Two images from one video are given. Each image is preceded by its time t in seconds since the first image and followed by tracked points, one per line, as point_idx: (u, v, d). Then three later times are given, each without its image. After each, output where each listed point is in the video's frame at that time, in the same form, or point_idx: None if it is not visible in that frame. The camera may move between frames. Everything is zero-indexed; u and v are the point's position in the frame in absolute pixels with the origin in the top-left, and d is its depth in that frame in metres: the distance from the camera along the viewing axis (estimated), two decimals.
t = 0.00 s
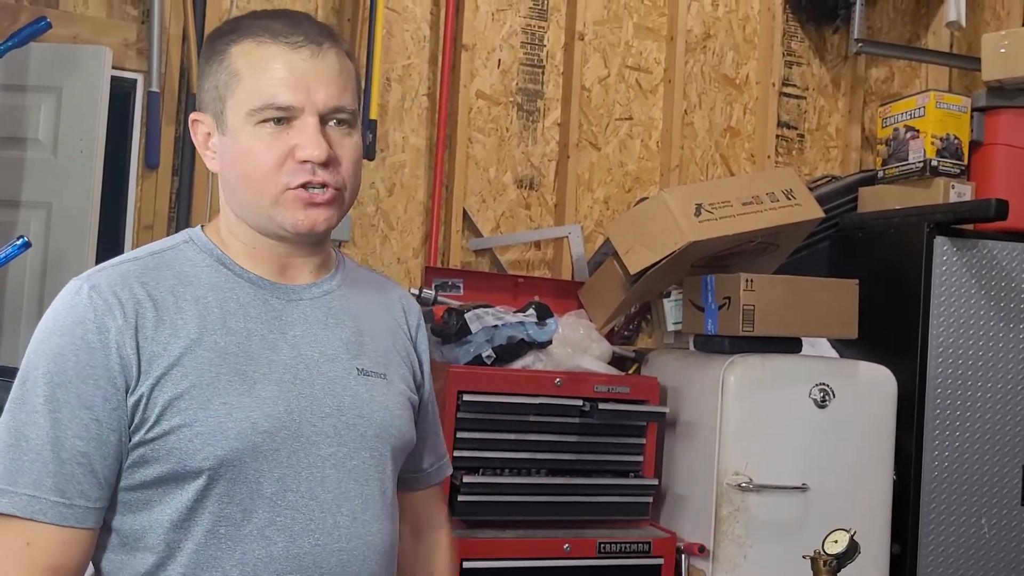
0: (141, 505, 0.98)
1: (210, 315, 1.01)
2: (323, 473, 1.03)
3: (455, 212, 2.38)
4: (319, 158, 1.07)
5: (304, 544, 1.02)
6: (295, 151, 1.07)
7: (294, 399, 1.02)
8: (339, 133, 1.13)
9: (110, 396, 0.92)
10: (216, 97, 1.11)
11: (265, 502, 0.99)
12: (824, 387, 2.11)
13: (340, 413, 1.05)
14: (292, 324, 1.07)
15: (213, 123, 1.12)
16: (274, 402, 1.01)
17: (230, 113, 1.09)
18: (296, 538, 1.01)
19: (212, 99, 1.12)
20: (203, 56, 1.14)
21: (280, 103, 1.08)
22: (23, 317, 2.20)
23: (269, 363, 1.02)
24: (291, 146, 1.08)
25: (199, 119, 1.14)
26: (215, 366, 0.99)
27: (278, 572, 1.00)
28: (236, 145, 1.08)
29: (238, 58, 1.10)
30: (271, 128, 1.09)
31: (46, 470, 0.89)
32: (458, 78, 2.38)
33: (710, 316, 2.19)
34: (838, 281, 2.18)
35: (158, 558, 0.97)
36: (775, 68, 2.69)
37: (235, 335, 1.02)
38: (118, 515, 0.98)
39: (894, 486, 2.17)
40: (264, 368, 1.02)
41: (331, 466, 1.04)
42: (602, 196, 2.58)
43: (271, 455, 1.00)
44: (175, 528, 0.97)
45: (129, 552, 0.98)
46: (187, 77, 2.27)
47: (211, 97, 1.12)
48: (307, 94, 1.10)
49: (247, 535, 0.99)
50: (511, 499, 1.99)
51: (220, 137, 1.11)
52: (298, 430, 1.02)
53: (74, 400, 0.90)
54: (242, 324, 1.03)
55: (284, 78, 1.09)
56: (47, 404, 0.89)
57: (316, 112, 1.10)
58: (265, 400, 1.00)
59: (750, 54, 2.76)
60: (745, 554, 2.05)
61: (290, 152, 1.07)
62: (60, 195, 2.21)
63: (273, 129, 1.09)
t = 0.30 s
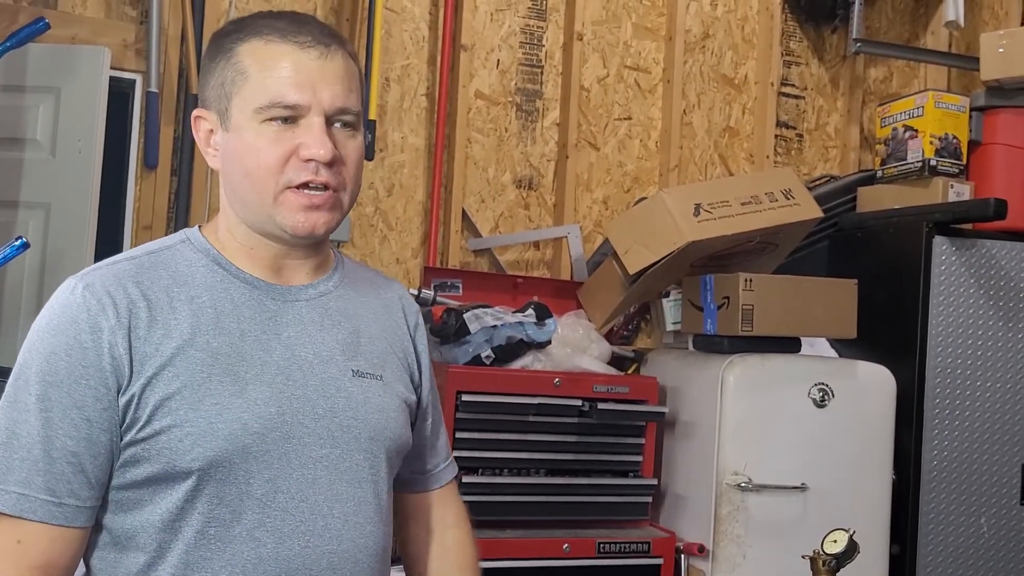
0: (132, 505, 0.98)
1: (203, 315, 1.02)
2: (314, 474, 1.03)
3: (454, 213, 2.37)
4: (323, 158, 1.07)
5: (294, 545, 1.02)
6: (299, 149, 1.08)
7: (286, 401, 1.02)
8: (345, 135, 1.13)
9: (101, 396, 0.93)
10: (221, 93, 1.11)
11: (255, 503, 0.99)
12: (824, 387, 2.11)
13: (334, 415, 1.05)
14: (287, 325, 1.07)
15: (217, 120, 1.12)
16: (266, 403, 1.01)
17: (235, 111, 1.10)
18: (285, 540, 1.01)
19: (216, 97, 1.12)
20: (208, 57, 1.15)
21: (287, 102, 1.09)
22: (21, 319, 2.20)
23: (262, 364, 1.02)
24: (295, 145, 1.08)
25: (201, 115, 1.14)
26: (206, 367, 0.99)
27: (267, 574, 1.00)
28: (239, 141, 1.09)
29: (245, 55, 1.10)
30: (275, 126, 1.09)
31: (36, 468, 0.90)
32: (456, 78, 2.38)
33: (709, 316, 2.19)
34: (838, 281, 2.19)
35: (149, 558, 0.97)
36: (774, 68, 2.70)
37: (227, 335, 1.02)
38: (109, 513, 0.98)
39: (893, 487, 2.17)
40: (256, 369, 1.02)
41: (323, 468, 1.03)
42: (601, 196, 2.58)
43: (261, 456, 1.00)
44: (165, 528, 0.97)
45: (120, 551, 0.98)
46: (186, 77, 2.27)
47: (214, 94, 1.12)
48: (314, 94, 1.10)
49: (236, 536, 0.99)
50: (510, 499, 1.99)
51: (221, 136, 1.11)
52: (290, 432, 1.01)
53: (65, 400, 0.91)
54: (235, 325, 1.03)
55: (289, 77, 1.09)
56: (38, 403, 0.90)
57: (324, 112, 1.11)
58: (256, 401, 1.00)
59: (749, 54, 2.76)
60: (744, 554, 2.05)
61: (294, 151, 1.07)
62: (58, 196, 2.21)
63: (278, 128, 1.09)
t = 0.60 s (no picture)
0: (127, 503, 0.97)
1: (198, 312, 1.01)
2: (311, 471, 1.03)
3: (451, 210, 2.37)
4: (323, 159, 1.07)
5: (291, 542, 1.02)
6: (301, 149, 1.07)
7: (282, 397, 1.02)
8: (344, 136, 1.14)
9: (97, 393, 0.92)
10: (217, 91, 1.10)
11: (252, 500, 1.00)
12: (820, 384, 2.11)
13: (329, 411, 1.05)
14: (280, 321, 1.07)
15: (214, 113, 1.11)
16: (262, 400, 1.01)
17: (235, 106, 1.09)
18: (282, 536, 1.01)
19: (211, 93, 1.11)
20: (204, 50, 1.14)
21: (291, 102, 1.08)
22: (15, 316, 2.19)
23: (257, 360, 1.02)
24: (296, 144, 1.08)
25: (195, 106, 1.13)
26: (202, 364, 0.99)
27: (264, 570, 1.00)
28: (238, 137, 1.08)
29: (249, 52, 1.10)
30: (277, 124, 1.08)
31: (32, 467, 0.89)
32: (453, 75, 2.37)
33: (705, 313, 2.19)
34: (835, 278, 2.19)
35: (146, 556, 0.97)
36: (772, 64, 2.70)
37: (222, 332, 1.02)
38: (104, 512, 0.98)
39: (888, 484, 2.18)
40: (252, 366, 1.02)
41: (319, 464, 1.04)
42: (598, 193, 2.58)
43: (259, 453, 1.00)
44: (162, 527, 0.97)
45: (115, 550, 0.98)
46: (181, 73, 2.25)
47: (212, 88, 1.12)
48: (319, 94, 1.10)
49: (234, 533, 0.99)
50: (507, 496, 1.99)
51: (217, 132, 1.10)
52: (286, 428, 1.02)
53: (60, 397, 0.90)
54: (229, 321, 1.03)
55: (291, 75, 1.09)
56: (33, 401, 0.89)
57: (326, 114, 1.11)
58: (253, 398, 1.00)
59: (746, 52, 2.76)
60: (741, 551, 2.05)
61: (295, 150, 1.07)
62: (53, 193, 2.20)
63: (278, 127, 1.08)
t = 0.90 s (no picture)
0: (131, 507, 0.97)
1: (200, 313, 1.01)
2: (314, 471, 1.04)
3: (447, 210, 2.37)
4: (326, 161, 1.08)
5: (298, 542, 1.03)
6: (303, 151, 1.08)
7: (286, 398, 1.03)
8: (344, 138, 1.15)
9: (102, 396, 0.92)
10: (212, 89, 1.10)
11: (259, 501, 1.01)
12: (817, 384, 2.11)
13: (330, 411, 1.06)
14: (279, 321, 1.07)
15: (212, 110, 1.11)
16: (268, 401, 1.01)
17: (235, 105, 1.09)
18: (289, 537, 1.02)
19: (205, 91, 1.11)
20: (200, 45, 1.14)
21: (296, 104, 1.09)
22: (11, 316, 2.18)
23: (260, 361, 1.03)
24: (299, 145, 1.08)
25: (190, 103, 1.12)
26: (208, 366, 0.99)
27: (272, 571, 1.01)
28: (239, 136, 1.08)
29: (251, 51, 1.10)
30: (280, 124, 1.08)
31: (37, 473, 0.89)
32: (450, 75, 2.38)
33: (702, 312, 2.19)
34: (832, 278, 2.19)
35: (151, 560, 0.97)
36: (769, 64, 2.70)
37: (225, 333, 1.02)
38: (107, 518, 0.97)
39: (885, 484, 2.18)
40: (255, 367, 1.02)
41: (322, 464, 1.05)
42: (595, 193, 2.58)
43: (266, 454, 1.00)
44: (167, 531, 0.97)
45: (118, 555, 0.97)
46: (178, 73, 2.25)
47: (211, 85, 1.11)
48: (324, 96, 1.11)
49: (241, 535, 1.00)
50: (504, 496, 1.98)
51: (212, 131, 1.10)
52: (290, 429, 1.02)
53: (64, 401, 0.90)
54: (230, 322, 1.03)
55: (295, 76, 1.09)
56: (36, 405, 0.89)
57: (327, 116, 1.11)
58: (258, 399, 1.01)
59: (742, 51, 2.76)
60: (737, 551, 2.05)
61: (298, 152, 1.08)
62: (50, 193, 2.20)
63: (280, 128, 1.08)
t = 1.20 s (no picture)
0: (134, 513, 0.97)
1: (198, 316, 1.02)
2: (314, 470, 1.05)
3: (444, 210, 2.37)
4: (337, 170, 1.10)
5: (302, 541, 1.04)
6: (316, 158, 1.10)
7: (284, 399, 1.04)
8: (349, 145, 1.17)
9: (105, 401, 0.92)
10: (204, 86, 1.11)
11: (263, 502, 1.02)
12: (813, 385, 2.11)
13: (326, 410, 1.07)
14: (273, 323, 1.08)
15: (222, 111, 1.10)
16: (267, 402, 1.02)
17: (250, 109, 1.09)
18: (293, 536, 1.03)
19: (198, 90, 1.12)
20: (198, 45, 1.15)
21: (314, 113, 1.10)
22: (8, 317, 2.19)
23: (257, 362, 1.04)
24: (312, 153, 1.10)
25: (195, 101, 1.12)
26: (208, 369, 1.00)
27: (277, 571, 1.02)
28: (251, 141, 1.08)
29: (271, 56, 1.11)
30: (296, 131, 1.09)
31: (42, 481, 0.87)
32: (448, 76, 2.38)
33: (699, 313, 2.19)
34: (828, 279, 2.19)
35: (157, 565, 0.97)
36: (765, 66, 2.70)
37: (223, 336, 1.02)
38: (110, 525, 0.97)
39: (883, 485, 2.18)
40: (253, 368, 1.03)
41: (321, 463, 1.06)
42: (592, 194, 2.58)
43: (268, 455, 1.01)
44: (173, 534, 0.97)
45: (122, 561, 0.97)
46: (175, 74, 2.26)
47: (210, 84, 1.12)
48: (339, 104, 1.13)
49: (246, 536, 1.01)
50: (501, 497, 1.98)
51: (208, 128, 1.11)
52: (290, 430, 1.03)
53: (67, 407, 0.89)
54: (227, 324, 1.04)
55: (308, 83, 1.11)
56: (37, 413, 0.88)
57: (339, 125, 1.13)
58: (258, 401, 1.02)
59: (739, 53, 2.77)
60: (734, 552, 2.05)
61: (312, 159, 1.09)
62: (48, 194, 2.20)
63: (296, 134, 1.09)
